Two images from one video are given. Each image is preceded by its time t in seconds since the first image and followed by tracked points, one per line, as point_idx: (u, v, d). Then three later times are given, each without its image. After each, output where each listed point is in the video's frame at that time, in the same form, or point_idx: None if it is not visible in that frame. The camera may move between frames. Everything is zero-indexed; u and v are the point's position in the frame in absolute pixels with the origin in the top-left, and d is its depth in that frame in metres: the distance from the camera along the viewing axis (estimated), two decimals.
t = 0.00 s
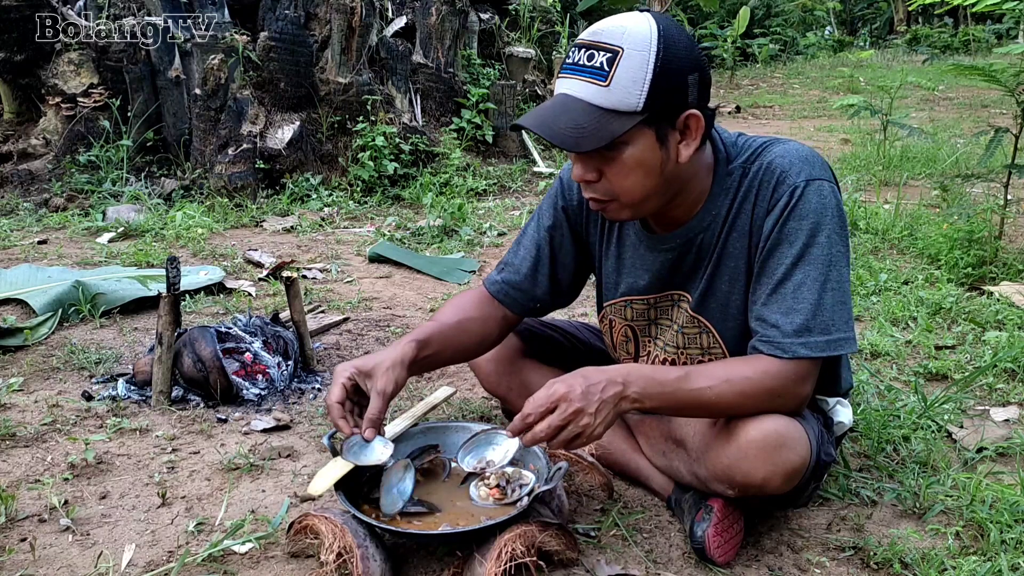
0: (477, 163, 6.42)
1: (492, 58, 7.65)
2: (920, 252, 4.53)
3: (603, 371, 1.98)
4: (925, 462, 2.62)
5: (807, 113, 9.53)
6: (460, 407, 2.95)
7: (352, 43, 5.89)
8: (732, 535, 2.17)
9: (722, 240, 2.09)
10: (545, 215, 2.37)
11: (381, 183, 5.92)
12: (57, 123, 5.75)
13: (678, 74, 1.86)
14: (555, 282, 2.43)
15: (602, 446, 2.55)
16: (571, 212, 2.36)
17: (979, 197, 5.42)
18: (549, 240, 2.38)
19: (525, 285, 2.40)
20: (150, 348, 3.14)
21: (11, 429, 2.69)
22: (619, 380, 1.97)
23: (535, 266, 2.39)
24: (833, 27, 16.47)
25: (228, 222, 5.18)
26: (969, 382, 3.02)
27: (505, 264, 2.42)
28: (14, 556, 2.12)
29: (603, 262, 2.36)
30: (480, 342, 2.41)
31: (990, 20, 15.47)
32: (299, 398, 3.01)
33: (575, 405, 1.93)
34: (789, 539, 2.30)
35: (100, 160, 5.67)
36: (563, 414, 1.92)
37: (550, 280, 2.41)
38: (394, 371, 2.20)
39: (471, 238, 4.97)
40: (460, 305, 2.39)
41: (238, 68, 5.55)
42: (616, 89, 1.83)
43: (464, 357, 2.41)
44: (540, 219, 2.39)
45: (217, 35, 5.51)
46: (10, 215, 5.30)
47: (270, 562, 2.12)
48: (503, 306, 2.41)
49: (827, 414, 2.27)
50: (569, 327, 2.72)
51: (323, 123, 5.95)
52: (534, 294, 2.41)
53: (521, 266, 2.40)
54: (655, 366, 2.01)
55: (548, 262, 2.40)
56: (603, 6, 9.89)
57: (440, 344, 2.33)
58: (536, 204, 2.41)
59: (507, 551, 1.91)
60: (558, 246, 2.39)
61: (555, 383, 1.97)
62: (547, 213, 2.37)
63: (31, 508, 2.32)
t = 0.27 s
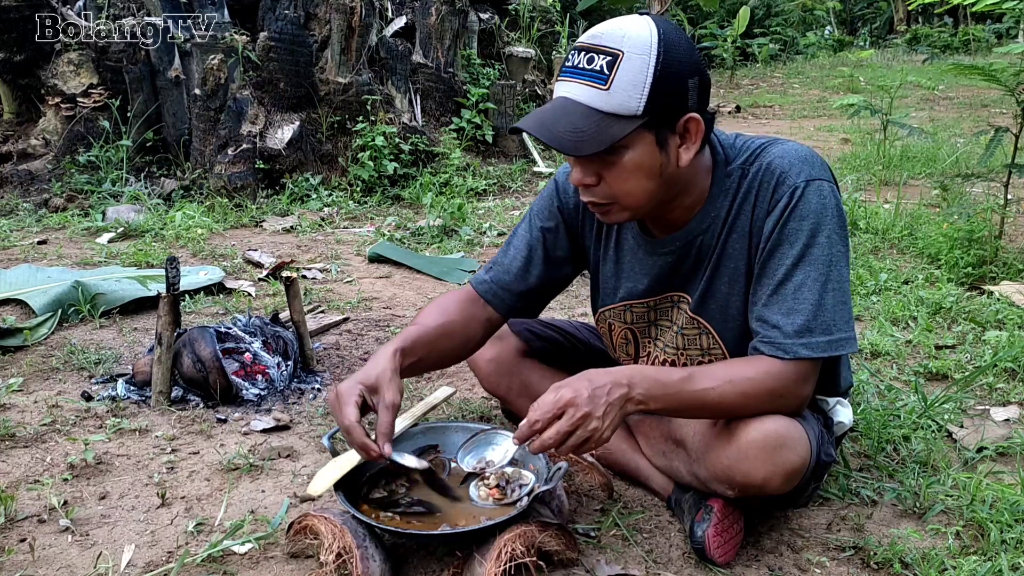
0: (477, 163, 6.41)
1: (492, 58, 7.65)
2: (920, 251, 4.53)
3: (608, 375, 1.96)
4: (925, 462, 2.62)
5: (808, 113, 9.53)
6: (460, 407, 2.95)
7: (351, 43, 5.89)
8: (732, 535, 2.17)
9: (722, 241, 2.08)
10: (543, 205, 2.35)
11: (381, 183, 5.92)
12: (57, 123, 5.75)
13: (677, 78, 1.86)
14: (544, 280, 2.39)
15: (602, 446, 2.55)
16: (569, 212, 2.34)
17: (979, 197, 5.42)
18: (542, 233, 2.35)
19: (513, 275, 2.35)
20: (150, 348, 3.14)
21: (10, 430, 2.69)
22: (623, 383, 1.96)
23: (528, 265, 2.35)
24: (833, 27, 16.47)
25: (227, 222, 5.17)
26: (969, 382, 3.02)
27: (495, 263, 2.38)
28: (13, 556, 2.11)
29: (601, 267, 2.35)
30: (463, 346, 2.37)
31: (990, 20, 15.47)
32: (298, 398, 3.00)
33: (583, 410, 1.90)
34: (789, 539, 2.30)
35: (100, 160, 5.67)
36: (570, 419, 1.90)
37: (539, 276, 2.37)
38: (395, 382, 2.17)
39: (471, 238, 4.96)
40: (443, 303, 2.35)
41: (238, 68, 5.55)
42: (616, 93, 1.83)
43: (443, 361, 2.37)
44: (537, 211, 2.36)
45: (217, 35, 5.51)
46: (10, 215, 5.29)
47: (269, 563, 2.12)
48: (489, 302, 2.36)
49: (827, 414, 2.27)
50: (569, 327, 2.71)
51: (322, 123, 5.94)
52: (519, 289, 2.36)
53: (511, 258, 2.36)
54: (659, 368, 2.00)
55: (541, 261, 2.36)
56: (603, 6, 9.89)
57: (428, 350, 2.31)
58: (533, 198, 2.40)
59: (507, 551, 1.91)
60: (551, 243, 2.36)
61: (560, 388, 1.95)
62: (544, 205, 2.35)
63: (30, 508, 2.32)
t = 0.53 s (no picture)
0: (477, 163, 6.41)
1: (491, 57, 7.65)
2: (920, 251, 4.53)
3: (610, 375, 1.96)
4: (925, 461, 2.62)
5: (807, 112, 9.53)
6: (460, 406, 2.95)
7: (351, 43, 5.90)
8: (733, 535, 2.17)
9: (724, 244, 2.08)
10: (545, 207, 2.31)
11: (381, 183, 5.92)
12: (57, 124, 5.75)
13: (685, 90, 1.86)
14: (541, 286, 2.36)
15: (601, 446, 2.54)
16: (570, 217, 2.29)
17: (979, 196, 5.42)
18: (540, 238, 2.32)
19: (511, 281, 2.32)
20: (150, 348, 3.14)
21: (10, 430, 2.69)
22: (625, 384, 1.95)
23: (525, 270, 2.32)
24: (833, 27, 16.47)
25: (227, 222, 5.17)
26: (970, 381, 3.01)
27: (494, 267, 2.33)
28: (13, 556, 2.11)
29: (600, 275, 2.34)
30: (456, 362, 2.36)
31: (991, 20, 15.47)
32: (298, 398, 3.00)
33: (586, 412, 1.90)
34: (789, 539, 2.29)
35: (99, 160, 5.67)
36: (573, 423, 1.90)
37: (537, 280, 2.34)
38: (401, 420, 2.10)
39: (471, 238, 4.96)
40: (437, 315, 2.32)
41: (238, 68, 5.54)
42: (624, 102, 1.82)
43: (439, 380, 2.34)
44: (537, 213, 2.32)
45: (217, 35, 5.51)
46: (10, 215, 5.30)
47: (269, 563, 2.12)
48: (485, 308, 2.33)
49: (827, 414, 2.27)
50: (569, 327, 2.71)
51: (322, 123, 5.94)
52: (514, 295, 2.34)
53: (509, 262, 2.33)
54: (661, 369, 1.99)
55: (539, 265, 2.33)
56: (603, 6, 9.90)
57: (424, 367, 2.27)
58: (534, 198, 2.36)
59: (507, 551, 1.91)
60: (549, 247, 2.33)
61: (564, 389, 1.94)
62: (546, 207, 2.31)
63: (30, 509, 2.32)
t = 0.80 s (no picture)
0: (477, 162, 6.41)
1: (491, 57, 7.66)
2: (920, 250, 4.53)
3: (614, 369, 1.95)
4: (925, 460, 2.62)
5: (807, 112, 9.53)
6: (461, 406, 2.95)
7: (351, 43, 5.90)
8: (733, 534, 2.17)
9: (731, 244, 2.09)
10: (548, 201, 2.32)
11: (381, 183, 5.91)
12: (57, 124, 5.75)
13: (712, 103, 1.85)
14: (542, 280, 2.39)
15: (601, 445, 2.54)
16: (573, 214, 2.31)
17: (979, 195, 5.42)
18: (543, 232, 2.34)
19: (513, 273, 2.36)
20: (150, 348, 3.14)
21: (11, 429, 2.69)
22: (628, 380, 1.95)
23: (528, 264, 2.35)
24: (833, 26, 16.47)
25: (228, 222, 5.17)
26: (970, 380, 3.01)
27: (497, 258, 2.36)
28: (14, 556, 2.11)
29: (606, 272, 2.34)
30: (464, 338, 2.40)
31: (991, 19, 15.47)
32: (299, 398, 3.00)
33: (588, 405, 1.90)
34: (790, 537, 2.30)
35: (99, 160, 5.67)
36: (575, 418, 1.89)
37: (538, 275, 2.38)
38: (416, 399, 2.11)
39: (471, 238, 4.96)
40: (448, 294, 2.35)
41: (238, 67, 5.53)
42: (653, 116, 1.82)
43: (446, 355, 2.38)
44: (541, 206, 2.34)
45: (217, 34, 5.51)
46: (10, 215, 5.30)
47: (270, 562, 2.12)
48: (487, 298, 2.37)
49: (827, 414, 2.27)
50: (570, 325, 2.71)
51: (323, 123, 5.94)
52: (515, 288, 2.37)
53: (511, 254, 2.36)
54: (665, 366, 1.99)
55: (541, 260, 2.36)
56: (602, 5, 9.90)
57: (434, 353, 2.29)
58: (539, 189, 2.37)
59: (507, 550, 1.91)
60: (552, 241, 2.35)
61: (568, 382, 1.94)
62: (549, 200, 2.33)
63: (31, 508, 2.32)
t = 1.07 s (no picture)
0: (477, 162, 6.41)
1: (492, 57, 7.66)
2: (920, 250, 4.53)
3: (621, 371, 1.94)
4: (926, 460, 2.62)
5: (808, 112, 9.53)
6: (462, 405, 2.95)
7: (352, 42, 5.93)
8: (734, 533, 2.17)
9: (739, 244, 2.09)
10: (555, 200, 2.31)
11: (381, 182, 5.91)
12: (57, 123, 5.75)
13: (728, 102, 1.85)
14: (546, 279, 2.38)
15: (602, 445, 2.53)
16: (578, 214, 2.30)
17: (979, 195, 5.42)
18: (549, 231, 2.33)
19: (517, 272, 2.35)
20: (150, 348, 3.14)
21: (12, 429, 2.69)
22: (635, 380, 1.94)
23: (531, 264, 2.35)
24: (834, 27, 16.47)
25: (228, 222, 5.17)
26: (971, 380, 3.01)
27: (501, 257, 2.36)
28: (15, 555, 2.11)
29: (614, 271, 2.34)
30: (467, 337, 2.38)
31: (992, 19, 15.46)
32: (300, 398, 3.00)
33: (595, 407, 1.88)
34: (791, 537, 2.30)
35: (100, 160, 5.67)
36: (581, 420, 1.88)
37: (542, 275, 2.37)
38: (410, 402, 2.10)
39: (472, 238, 4.96)
40: (448, 294, 2.35)
41: (239, 67, 5.52)
42: (670, 113, 1.82)
43: (447, 355, 2.38)
44: (547, 205, 2.33)
45: (218, 35, 5.50)
46: (11, 215, 5.29)
47: (271, 561, 2.12)
48: (491, 296, 2.37)
49: (829, 413, 2.28)
50: (572, 325, 2.71)
51: (323, 122, 5.94)
52: (519, 287, 2.36)
53: (516, 253, 2.35)
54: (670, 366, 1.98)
55: (545, 260, 2.35)
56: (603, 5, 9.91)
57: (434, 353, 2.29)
58: (546, 188, 2.36)
59: (508, 549, 1.91)
60: (557, 241, 2.33)
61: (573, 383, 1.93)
62: (556, 200, 2.32)
63: (32, 508, 2.32)
